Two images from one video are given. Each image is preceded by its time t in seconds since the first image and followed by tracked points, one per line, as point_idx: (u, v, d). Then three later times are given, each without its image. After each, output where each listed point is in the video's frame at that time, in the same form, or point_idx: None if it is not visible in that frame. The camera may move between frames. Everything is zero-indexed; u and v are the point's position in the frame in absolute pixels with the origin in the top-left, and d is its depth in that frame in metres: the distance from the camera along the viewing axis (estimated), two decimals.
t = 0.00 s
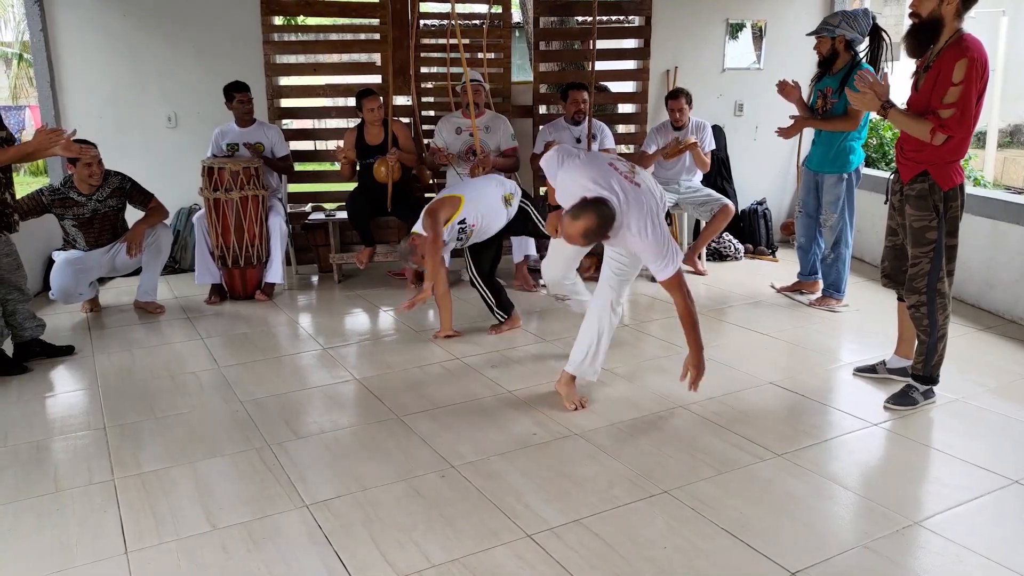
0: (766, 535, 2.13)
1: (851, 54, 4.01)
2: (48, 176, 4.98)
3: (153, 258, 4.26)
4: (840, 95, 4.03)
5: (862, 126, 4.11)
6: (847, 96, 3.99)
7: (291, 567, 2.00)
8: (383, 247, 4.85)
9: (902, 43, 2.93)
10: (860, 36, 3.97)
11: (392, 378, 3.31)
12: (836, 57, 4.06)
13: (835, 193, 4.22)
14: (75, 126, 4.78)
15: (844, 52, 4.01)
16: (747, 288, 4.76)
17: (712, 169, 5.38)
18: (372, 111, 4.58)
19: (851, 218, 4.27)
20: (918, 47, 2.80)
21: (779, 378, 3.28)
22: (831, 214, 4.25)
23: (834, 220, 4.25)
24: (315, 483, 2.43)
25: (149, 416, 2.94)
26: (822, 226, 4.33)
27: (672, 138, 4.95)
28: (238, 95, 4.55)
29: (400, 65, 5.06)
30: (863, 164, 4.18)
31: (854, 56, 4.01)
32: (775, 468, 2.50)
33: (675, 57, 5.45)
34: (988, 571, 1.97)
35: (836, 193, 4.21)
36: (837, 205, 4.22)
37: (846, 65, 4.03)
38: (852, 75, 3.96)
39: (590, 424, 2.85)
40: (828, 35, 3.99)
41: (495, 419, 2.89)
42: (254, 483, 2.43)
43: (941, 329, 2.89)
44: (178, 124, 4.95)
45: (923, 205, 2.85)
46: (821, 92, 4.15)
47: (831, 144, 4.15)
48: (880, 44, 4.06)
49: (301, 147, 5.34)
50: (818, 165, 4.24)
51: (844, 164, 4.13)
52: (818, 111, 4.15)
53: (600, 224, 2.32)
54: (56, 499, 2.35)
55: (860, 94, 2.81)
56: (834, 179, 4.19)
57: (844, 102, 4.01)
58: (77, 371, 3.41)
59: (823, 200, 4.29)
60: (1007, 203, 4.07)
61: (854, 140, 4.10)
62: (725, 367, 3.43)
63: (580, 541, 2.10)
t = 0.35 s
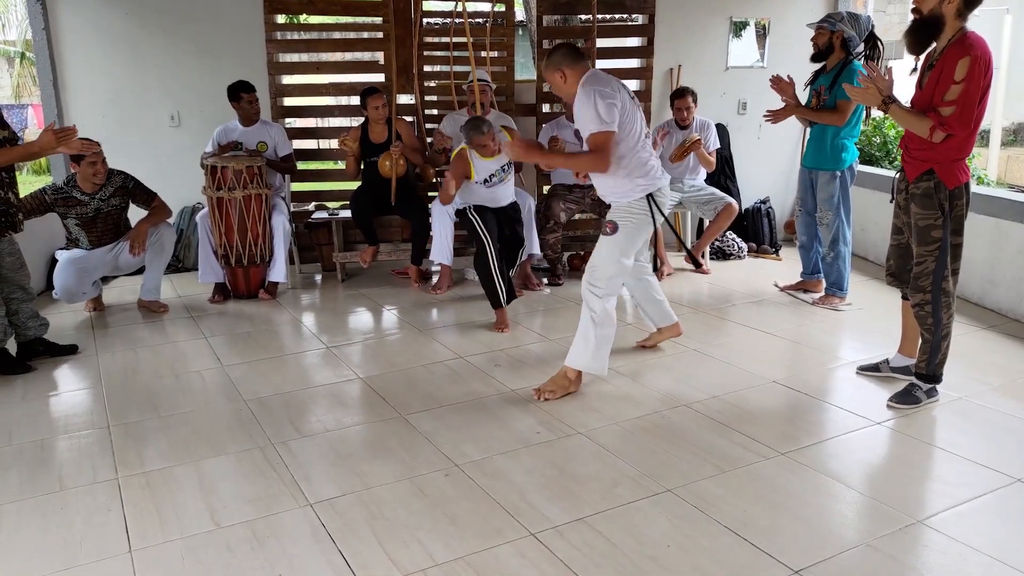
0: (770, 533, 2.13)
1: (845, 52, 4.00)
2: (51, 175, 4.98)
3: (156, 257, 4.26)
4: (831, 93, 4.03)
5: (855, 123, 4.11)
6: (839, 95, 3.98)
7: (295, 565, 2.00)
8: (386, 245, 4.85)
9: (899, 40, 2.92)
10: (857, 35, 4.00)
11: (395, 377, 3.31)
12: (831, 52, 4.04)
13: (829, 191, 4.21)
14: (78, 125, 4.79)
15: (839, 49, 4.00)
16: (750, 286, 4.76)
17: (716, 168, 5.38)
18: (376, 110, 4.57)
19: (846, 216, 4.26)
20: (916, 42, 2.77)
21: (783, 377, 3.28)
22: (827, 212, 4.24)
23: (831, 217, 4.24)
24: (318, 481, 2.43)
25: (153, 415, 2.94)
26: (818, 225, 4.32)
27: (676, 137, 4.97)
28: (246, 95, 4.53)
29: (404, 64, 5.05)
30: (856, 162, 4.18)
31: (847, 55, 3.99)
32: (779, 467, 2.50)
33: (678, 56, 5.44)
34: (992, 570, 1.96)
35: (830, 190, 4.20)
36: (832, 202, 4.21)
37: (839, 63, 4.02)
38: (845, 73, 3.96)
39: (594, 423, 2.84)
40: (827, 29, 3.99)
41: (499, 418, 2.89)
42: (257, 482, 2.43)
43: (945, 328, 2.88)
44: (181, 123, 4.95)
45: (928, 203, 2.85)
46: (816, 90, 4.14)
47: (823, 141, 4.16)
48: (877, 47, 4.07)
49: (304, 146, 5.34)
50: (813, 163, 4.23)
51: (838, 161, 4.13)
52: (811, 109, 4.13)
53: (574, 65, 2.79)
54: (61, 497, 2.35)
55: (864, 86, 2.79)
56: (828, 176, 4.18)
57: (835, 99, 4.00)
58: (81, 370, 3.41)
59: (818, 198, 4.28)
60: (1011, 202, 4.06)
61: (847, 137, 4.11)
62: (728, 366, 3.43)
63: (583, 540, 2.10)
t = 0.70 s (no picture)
0: (771, 534, 2.12)
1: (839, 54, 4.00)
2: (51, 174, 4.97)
3: (157, 256, 4.25)
4: (828, 91, 4.02)
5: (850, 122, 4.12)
6: (836, 93, 3.98)
7: (294, 565, 2.00)
8: (387, 245, 4.84)
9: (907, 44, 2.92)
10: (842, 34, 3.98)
11: (396, 377, 3.30)
12: (825, 59, 4.04)
13: (827, 188, 4.20)
14: (79, 124, 4.78)
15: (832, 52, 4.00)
16: (751, 287, 4.75)
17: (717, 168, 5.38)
18: (377, 110, 4.58)
19: (843, 214, 4.25)
20: (919, 44, 2.78)
21: (784, 378, 3.27)
22: (824, 209, 4.23)
23: (828, 215, 4.22)
24: (318, 482, 2.43)
25: (154, 415, 2.94)
26: (817, 223, 4.31)
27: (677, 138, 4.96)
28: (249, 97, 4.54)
29: (405, 64, 5.06)
30: (853, 160, 4.19)
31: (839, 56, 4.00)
32: (780, 468, 2.49)
33: (679, 56, 5.44)
34: (993, 571, 1.96)
35: (828, 188, 4.19)
36: (830, 200, 4.20)
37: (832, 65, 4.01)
38: (839, 73, 3.96)
39: (595, 423, 2.84)
40: (816, 37, 3.97)
41: (500, 419, 2.89)
42: (257, 483, 2.43)
43: (945, 329, 2.87)
44: (182, 122, 4.95)
45: (928, 204, 2.85)
46: (810, 91, 4.13)
47: (820, 141, 4.16)
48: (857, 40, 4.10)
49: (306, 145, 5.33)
50: (810, 161, 4.23)
51: (834, 159, 4.14)
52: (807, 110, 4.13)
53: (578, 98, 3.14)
54: (61, 497, 2.35)
55: (864, 84, 2.79)
56: (826, 174, 4.17)
57: (831, 97, 4.00)
58: (81, 369, 3.41)
59: (816, 196, 4.28)
60: (1012, 203, 4.06)
61: (844, 136, 4.12)
62: (730, 366, 3.43)
63: (584, 540, 2.10)
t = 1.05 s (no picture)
0: (771, 534, 2.12)
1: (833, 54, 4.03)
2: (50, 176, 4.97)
3: (155, 259, 4.25)
4: (826, 90, 4.03)
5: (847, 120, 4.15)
6: (836, 91, 3.98)
7: (293, 568, 2.00)
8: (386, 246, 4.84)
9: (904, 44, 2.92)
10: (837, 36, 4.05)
11: (396, 379, 3.30)
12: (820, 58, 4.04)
13: (829, 187, 4.19)
14: (77, 127, 4.78)
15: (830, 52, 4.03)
16: (751, 286, 4.75)
17: (716, 168, 5.38)
18: (376, 112, 4.57)
19: (845, 211, 4.26)
20: (918, 45, 2.78)
21: (784, 378, 3.27)
22: (828, 208, 4.22)
23: (831, 213, 4.22)
24: (318, 484, 2.42)
25: (153, 417, 2.94)
26: (818, 222, 4.30)
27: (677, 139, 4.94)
28: (246, 101, 4.53)
29: (403, 65, 5.06)
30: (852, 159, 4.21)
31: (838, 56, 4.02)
32: (781, 468, 2.49)
33: (677, 56, 5.44)
34: (992, 570, 1.96)
35: (831, 187, 4.18)
36: (833, 198, 4.20)
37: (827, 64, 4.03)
38: (837, 72, 3.96)
39: (595, 424, 2.84)
40: (818, 34, 3.93)
41: (499, 419, 2.88)
42: (257, 485, 2.42)
43: (944, 328, 2.87)
44: (180, 125, 4.94)
45: (925, 203, 2.85)
46: (805, 91, 4.13)
47: (820, 140, 4.16)
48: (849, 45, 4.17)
49: (304, 147, 5.33)
50: (811, 161, 4.22)
51: (836, 157, 4.14)
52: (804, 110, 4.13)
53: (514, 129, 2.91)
54: (60, 501, 2.35)
55: (861, 87, 2.80)
56: (829, 173, 4.17)
57: (831, 95, 4.00)
58: (79, 373, 3.40)
59: (818, 194, 4.27)
60: (1010, 202, 4.06)
61: (842, 134, 4.15)
62: (729, 366, 3.43)
63: (583, 542, 2.09)
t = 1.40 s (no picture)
0: (770, 535, 2.12)
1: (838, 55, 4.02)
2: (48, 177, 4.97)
3: (153, 260, 4.24)
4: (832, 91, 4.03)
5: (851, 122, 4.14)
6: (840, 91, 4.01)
7: (291, 570, 1.99)
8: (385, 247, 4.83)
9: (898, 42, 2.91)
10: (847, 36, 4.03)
11: (394, 380, 3.29)
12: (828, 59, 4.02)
13: (832, 189, 4.20)
14: (76, 127, 4.77)
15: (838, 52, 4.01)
16: (750, 287, 4.75)
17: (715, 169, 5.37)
18: (376, 115, 4.59)
19: (846, 213, 4.27)
20: (911, 38, 2.77)
21: (783, 379, 3.27)
22: (830, 210, 4.23)
23: (834, 216, 4.23)
24: (316, 485, 2.42)
25: (151, 418, 2.93)
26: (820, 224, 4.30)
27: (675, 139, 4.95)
28: (245, 101, 4.52)
29: (402, 66, 5.06)
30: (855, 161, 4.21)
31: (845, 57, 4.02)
32: (781, 470, 2.49)
33: (676, 57, 5.44)
34: (991, 571, 1.96)
35: (834, 189, 4.19)
36: (836, 201, 4.20)
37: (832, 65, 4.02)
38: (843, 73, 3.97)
39: (594, 425, 2.83)
40: (826, 35, 3.91)
41: (497, 420, 2.88)
42: (256, 486, 2.42)
43: (944, 329, 2.87)
44: (179, 125, 4.94)
45: (926, 204, 2.84)
46: (809, 91, 4.11)
47: (822, 142, 4.15)
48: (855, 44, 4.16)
49: (303, 148, 5.33)
50: (812, 163, 4.22)
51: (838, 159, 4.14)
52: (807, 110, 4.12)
53: (441, 95, 2.57)
54: (57, 502, 2.34)
55: (859, 89, 2.80)
56: (832, 175, 4.17)
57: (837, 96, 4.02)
58: (78, 373, 3.40)
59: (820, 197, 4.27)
60: (1010, 203, 4.06)
61: (844, 137, 4.14)
62: (727, 367, 3.42)
63: (582, 543, 2.09)
